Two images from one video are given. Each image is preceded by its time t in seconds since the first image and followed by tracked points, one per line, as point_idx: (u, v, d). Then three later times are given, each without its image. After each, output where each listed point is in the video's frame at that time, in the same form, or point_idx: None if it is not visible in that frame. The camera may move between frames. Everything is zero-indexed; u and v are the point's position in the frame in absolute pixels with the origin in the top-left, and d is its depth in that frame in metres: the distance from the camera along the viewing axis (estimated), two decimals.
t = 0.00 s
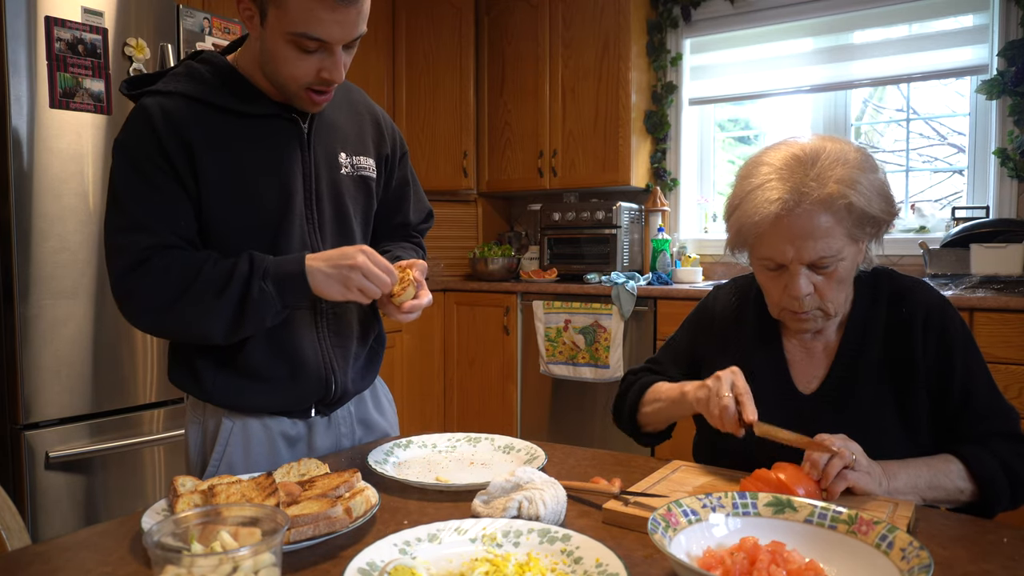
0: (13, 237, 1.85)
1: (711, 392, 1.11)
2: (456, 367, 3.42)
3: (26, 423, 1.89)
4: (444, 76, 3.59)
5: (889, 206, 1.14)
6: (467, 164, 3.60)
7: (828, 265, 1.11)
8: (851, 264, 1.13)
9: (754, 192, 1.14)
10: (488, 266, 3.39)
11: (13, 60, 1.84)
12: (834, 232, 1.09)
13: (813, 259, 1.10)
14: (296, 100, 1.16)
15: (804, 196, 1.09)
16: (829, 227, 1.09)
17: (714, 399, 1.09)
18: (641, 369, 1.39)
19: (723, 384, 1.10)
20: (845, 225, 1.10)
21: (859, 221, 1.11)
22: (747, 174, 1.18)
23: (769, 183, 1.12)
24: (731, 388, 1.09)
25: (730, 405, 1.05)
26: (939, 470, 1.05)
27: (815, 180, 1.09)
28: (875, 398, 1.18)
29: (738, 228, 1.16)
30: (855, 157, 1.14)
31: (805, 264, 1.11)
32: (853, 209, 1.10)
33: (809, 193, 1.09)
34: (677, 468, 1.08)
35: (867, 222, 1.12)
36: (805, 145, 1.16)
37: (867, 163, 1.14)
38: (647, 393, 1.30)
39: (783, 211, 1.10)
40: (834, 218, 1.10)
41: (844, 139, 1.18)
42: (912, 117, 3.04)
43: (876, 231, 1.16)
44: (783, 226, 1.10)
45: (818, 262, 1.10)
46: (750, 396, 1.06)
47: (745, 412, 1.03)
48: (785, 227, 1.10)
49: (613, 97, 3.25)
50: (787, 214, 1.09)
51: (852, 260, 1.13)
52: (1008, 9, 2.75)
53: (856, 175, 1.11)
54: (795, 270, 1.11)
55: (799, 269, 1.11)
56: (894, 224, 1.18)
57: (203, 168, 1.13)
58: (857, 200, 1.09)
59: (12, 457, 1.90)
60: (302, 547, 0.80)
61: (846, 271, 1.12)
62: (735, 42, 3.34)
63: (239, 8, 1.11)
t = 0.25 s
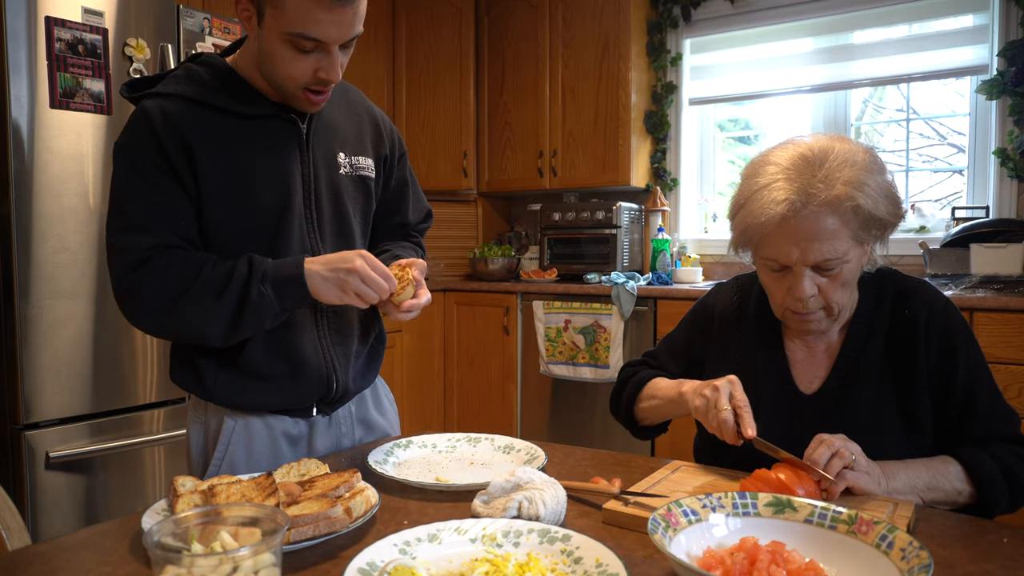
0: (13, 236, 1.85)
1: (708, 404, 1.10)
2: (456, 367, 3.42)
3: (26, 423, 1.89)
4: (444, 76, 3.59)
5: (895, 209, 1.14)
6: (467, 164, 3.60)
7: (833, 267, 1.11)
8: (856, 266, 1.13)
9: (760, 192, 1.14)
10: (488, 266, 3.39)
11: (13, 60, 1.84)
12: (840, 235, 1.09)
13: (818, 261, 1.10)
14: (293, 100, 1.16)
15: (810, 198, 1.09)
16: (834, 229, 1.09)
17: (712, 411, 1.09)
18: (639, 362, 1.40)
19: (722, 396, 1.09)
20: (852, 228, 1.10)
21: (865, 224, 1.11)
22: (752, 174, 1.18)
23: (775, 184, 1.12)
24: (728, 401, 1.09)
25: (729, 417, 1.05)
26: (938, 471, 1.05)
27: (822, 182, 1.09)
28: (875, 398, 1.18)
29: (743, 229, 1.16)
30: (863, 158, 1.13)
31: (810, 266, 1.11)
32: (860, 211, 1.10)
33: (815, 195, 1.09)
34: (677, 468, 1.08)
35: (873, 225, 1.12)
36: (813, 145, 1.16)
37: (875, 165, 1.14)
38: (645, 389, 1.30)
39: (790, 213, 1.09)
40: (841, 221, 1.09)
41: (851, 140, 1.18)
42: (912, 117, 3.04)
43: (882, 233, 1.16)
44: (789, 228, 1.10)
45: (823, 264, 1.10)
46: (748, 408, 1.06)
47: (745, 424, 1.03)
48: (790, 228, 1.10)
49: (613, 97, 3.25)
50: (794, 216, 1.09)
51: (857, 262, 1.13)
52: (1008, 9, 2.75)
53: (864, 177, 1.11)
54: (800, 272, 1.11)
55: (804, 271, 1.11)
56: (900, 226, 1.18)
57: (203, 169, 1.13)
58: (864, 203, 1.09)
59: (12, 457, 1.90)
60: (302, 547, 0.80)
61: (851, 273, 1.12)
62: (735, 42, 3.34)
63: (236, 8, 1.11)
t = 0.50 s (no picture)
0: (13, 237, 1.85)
1: (722, 408, 1.10)
2: (456, 367, 3.42)
3: (26, 423, 1.90)
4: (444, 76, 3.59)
5: (896, 207, 1.14)
6: (467, 164, 3.60)
7: (834, 266, 1.11)
8: (857, 265, 1.13)
9: (761, 191, 1.14)
10: (488, 266, 3.39)
11: (13, 60, 1.84)
12: (841, 234, 1.10)
13: (819, 260, 1.10)
14: (296, 101, 1.16)
15: (812, 197, 1.09)
16: (835, 228, 1.09)
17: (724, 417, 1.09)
18: (643, 368, 1.39)
19: (736, 400, 1.09)
20: (853, 227, 1.10)
21: (866, 223, 1.11)
22: (754, 173, 1.18)
23: (776, 183, 1.12)
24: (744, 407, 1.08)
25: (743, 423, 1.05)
26: (937, 470, 1.05)
27: (824, 181, 1.09)
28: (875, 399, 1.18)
29: (744, 228, 1.16)
30: (864, 158, 1.13)
31: (811, 264, 1.11)
32: (861, 210, 1.10)
33: (817, 194, 1.08)
34: (677, 468, 1.08)
35: (874, 224, 1.12)
36: (815, 144, 1.16)
37: (876, 165, 1.14)
38: (651, 396, 1.29)
39: (791, 211, 1.09)
40: (842, 219, 1.09)
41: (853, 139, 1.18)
42: (912, 117, 3.04)
43: (883, 232, 1.16)
44: (791, 227, 1.10)
45: (824, 263, 1.10)
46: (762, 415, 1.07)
47: (758, 430, 1.04)
48: (792, 227, 1.10)
49: (613, 97, 3.25)
50: (795, 215, 1.09)
51: (858, 261, 1.13)
52: (1008, 9, 2.75)
53: (865, 177, 1.11)
54: (801, 270, 1.11)
55: (805, 269, 1.11)
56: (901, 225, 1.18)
57: (206, 169, 1.13)
58: (865, 202, 1.09)
59: (12, 457, 1.90)
60: (302, 547, 0.80)
61: (852, 272, 1.12)
62: (735, 42, 3.34)
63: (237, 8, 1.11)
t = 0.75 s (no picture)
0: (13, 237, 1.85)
1: (696, 409, 1.11)
2: (456, 367, 3.42)
3: (26, 423, 1.89)
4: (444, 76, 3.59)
5: (876, 196, 1.15)
6: (467, 164, 3.60)
7: (817, 252, 1.11)
8: (840, 252, 1.13)
9: (744, 183, 1.16)
10: (488, 266, 3.39)
11: (13, 60, 1.84)
12: (821, 220, 1.10)
13: (801, 246, 1.10)
14: (299, 96, 1.16)
15: (790, 184, 1.10)
16: (816, 214, 1.09)
17: (698, 418, 1.10)
18: (639, 364, 1.40)
19: (708, 401, 1.10)
20: (833, 214, 1.11)
21: (847, 210, 1.12)
22: (738, 169, 1.19)
23: (757, 174, 1.14)
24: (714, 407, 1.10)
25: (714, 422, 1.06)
26: (936, 467, 1.05)
27: (801, 170, 1.10)
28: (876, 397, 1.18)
29: (732, 219, 1.17)
30: (841, 149, 1.14)
31: (794, 251, 1.11)
32: (840, 196, 1.10)
33: (794, 181, 1.10)
34: (677, 468, 1.08)
35: (855, 211, 1.12)
36: (794, 142, 1.16)
37: (853, 156, 1.14)
38: (643, 392, 1.30)
39: (769, 199, 1.11)
40: (822, 206, 1.10)
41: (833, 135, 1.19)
42: (912, 117, 3.04)
43: (865, 222, 1.16)
44: (770, 214, 1.11)
45: (807, 249, 1.10)
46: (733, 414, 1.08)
47: (728, 429, 1.04)
48: (772, 214, 1.11)
49: (613, 97, 3.25)
50: (774, 202, 1.10)
51: (841, 249, 1.13)
52: (1008, 8, 2.75)
53: (843, 165, 1.11)
54: (785, 258, 1.11)
55: (789, 256, 1.11)
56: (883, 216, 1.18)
57: (213, 164, 1.13)
58: (843, 187, 1.10)
59: (12, 456, 1.90)
60: (302, 547, 0.80)
61: (835, 260, 1.12)
62: (735, 42, 3.34)
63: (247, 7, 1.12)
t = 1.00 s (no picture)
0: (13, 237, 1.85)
1: (705, 403, 1.10)
2: (456, 367, 3.42)
3: (26, 423, 1.89)
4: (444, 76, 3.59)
5: (874, 193, 1.15)
6: (467, 164, 3.60)
7: (817, 250, 1.11)
8: (840, 251, 1.13)
9: (741, 183, 1.16)
10: (488, 266, 3.39)
11: (13, 60, 1.84)
12: (820, 219, 1.10)
13: (801, 244, 1.10)
14: (299, 95, 1.16)
15: (787, 182, 1.10)
16: (815, 212, 1.10)
17: (707, 412, 1.09)
18: (641, 366, 1.39)
19: (717, 396, 1.09)
20: (832, 212, 1.11)
21: (846, 208, 1.12)
22: (735, 169, 1.19)
23: (755, 173, 1.14)
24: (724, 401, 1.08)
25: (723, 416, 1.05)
26: (936, 467, 1.05)
27: (798, 168, 1.10)
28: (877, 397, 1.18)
29: (730, 219, 1.17)
30: (837, 148, 1.14)
31: (794, 250, 1.11)
32: (837, 194, 1.10)
33: (792, 179, 1.10)
34: (677, 469, 1.08)
35: (854, 209, 1.12)
36: (790, 141, 1.16)
37: (851, 154, 1.14)
38: (646, 392, 1.30)
39: (767, 198, 1.11)
40: (820, 204, 1.10)
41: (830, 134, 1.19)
42: (912, 117, 3.04)
43: (864, 220, 1.16)
44: (768, 212, 1.11)
45: (807, 247, 1.10)
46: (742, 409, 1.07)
47: (739, 424, 1.03)
48: (770, 213, 1.11)
49: (613, 97, 3.25)
50: (772, 201, 1.10)
51: (840, 247, 1.13)
52: (1008, 8, 2.75)
53: (840, 163, 1.11)
54: (785, 257, 1.11)
55: (788, 255, 1.11)
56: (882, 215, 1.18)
57: (213, 164, 1.13)
58: (841, 185, 1.10)
59: (12, 457, 1.90)
60: (302, 547, 0.80)
61: (835, 258, 1.12)
62: (735, 42, 3.34)
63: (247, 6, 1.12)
